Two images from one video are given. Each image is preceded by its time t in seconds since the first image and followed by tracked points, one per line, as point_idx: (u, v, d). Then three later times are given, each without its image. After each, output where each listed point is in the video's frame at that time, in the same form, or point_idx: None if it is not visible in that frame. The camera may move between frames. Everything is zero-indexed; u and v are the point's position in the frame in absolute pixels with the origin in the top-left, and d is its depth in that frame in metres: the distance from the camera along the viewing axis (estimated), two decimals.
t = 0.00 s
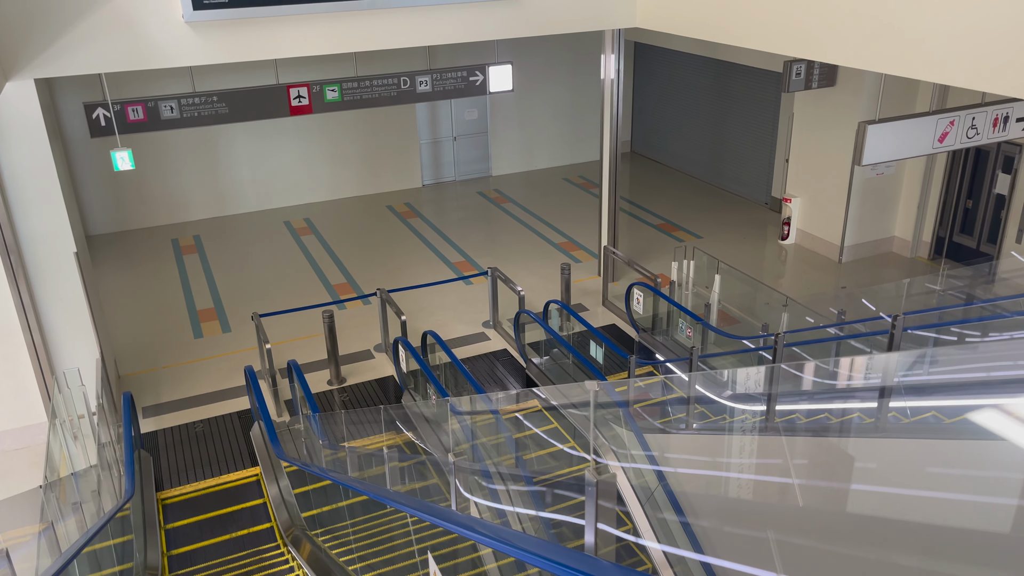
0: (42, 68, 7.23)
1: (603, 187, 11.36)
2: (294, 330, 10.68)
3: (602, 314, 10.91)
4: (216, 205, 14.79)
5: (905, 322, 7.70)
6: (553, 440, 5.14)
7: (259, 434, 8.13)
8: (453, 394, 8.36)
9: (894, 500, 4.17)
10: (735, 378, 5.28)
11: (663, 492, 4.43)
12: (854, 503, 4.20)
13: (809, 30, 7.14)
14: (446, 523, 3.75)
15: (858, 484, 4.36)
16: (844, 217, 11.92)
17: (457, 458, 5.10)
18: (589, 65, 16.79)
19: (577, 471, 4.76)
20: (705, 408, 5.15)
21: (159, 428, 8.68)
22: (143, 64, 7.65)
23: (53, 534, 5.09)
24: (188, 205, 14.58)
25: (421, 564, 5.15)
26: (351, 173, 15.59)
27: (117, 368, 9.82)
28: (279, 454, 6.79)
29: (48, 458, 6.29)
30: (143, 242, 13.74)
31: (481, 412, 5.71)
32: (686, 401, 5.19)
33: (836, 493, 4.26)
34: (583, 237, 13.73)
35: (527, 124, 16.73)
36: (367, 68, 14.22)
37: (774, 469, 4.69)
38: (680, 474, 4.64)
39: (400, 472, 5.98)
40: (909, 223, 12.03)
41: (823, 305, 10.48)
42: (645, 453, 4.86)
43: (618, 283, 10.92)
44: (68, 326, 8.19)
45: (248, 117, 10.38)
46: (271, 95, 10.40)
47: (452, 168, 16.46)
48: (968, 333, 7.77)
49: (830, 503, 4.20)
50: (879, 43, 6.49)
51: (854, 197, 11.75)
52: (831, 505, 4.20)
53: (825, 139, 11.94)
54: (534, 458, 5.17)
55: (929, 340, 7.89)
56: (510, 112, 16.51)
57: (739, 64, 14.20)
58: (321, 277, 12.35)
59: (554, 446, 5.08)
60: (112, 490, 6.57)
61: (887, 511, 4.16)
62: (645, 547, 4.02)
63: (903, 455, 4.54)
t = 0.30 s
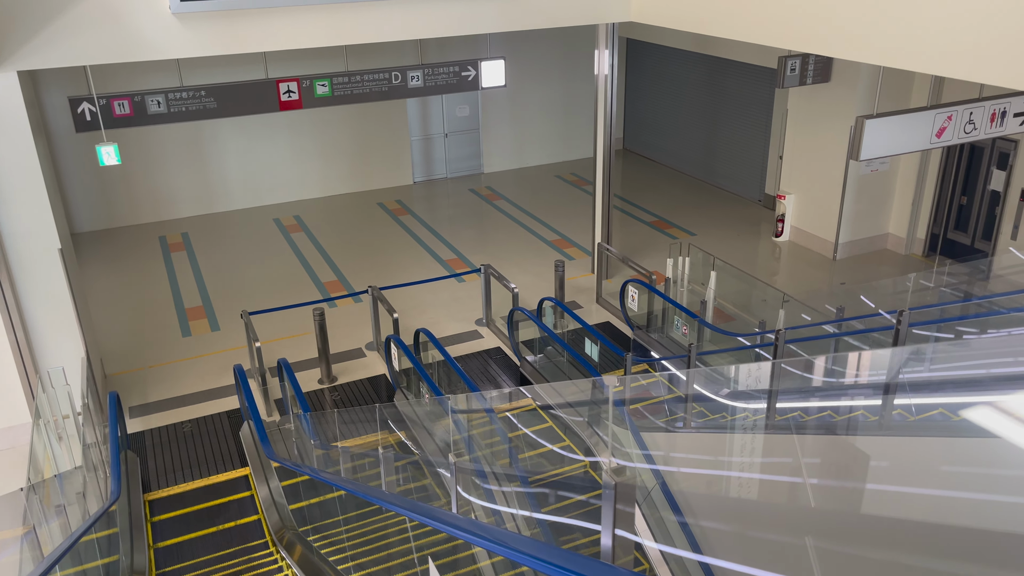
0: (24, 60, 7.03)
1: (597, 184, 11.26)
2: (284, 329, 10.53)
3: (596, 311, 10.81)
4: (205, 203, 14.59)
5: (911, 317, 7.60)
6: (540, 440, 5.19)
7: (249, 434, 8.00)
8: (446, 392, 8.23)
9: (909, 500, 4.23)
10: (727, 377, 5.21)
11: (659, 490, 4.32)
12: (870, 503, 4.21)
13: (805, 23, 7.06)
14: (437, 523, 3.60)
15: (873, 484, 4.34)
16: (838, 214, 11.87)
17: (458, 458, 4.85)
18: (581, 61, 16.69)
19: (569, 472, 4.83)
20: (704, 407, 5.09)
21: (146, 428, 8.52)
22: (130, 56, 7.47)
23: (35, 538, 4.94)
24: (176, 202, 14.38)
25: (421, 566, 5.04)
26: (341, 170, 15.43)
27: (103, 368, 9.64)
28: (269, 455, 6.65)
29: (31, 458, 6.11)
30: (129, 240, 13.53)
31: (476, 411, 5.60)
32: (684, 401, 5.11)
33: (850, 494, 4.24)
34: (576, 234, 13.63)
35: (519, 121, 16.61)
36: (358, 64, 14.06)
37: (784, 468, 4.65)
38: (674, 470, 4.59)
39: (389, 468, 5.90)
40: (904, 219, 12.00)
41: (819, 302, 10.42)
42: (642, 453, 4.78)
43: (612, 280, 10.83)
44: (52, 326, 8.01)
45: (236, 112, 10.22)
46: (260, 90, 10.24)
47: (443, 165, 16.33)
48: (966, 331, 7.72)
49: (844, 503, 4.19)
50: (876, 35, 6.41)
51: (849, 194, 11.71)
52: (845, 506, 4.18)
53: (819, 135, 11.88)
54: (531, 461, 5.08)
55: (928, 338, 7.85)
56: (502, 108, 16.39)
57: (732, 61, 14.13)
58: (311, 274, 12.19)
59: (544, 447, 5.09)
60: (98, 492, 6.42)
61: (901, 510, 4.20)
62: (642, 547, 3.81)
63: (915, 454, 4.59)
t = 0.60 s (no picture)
0: (9, 49, 6.85)
1: (595, 180, 11.15)
2: (278, 326, 10.39)
3: (594, 309, 10.70)
4: (197, 200, 14.43)
5: (921, 311, 7.40)
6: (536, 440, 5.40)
7: (242, 432, 7.84)
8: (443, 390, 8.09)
9: (924, 496, 4.07)
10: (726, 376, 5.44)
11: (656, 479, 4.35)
12: (892, 501, 4.02)
13: (807, 15, 6.96)
14: (435, 520, 3.45)
15: (896, 483, 4.20)
16: (837, 211, 11.79)
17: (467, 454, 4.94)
18: (578, 58, 16.58)
19: (568, 471, 5.03)
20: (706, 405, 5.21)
21: (138, 427, 8.37)
22: (121, 47, 7.32)
23: (21, 539, 4.80)
24: (168, 199, 14.22)
25: (425, 569, 4.88)
26: (335, 167, 15.29)
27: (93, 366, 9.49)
28: (264, 454, 6.52)
29: (18, 457, 5.96)
30: (121, 236, 13.37)
31: (474, 408, 5.79)
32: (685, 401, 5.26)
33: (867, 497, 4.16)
34: (573, 232, 13.53)
35: (515, 117, 16.49)
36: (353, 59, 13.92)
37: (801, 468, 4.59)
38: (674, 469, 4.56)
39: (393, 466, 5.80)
40: (902, 217, 11.94)
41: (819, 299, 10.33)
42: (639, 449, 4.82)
43: (610, 277, 10.73)
44: (41, 323, 7.84)
45: (230, 106, 10.07)
46: (254, 84, 10.10)
47: (438, 162, 16.21)
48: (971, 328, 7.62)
49: (866, 502, 4.03)
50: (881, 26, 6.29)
51: (848, 191, 11.63)
52: (865, 503, 4.03)
53: (818, 131, 11.80)
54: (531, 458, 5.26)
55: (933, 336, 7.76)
56: (498, 105, 16.27)
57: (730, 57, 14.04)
58: (305, 272, 12.05)
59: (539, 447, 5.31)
60: (87, 491, 6.28)
61: (912, 507, 4.03)
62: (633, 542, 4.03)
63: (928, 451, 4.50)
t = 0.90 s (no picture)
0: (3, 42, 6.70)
1: (598, 178, 11.03)
2: (277, 325, 10.26)
3: (596, 308, 10.60)
4: (195, 197, 14.30)
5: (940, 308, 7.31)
6: (538, 442, 5.56)
7: (240, 432, 7.73)
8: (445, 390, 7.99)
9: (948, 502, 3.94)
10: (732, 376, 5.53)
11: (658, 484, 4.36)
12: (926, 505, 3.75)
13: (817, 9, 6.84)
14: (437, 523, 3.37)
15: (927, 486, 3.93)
16: (842, 210, 11.69)
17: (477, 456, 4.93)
18: (579, 56, 16.45)
19: (570, 471, 5.09)
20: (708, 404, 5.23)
21: (134, 426, 8.24)
22: (117, 39, 7.19)
23: (15, 541, 4.68)
24: (166, 196, 14.08)
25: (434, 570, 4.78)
26: (335, 165, 15.16)
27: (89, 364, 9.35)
28: (263, 454, 6.38)
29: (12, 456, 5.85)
30: (118, 234, 13.24)
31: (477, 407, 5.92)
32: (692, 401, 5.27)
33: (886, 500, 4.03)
34: (575, 230, 13.42)
35: (516, 115, 16.37)
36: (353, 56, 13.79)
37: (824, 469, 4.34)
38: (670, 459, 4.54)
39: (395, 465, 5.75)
40: (907, 216, 11.84)
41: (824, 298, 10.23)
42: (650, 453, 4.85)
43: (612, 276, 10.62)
44: (36, 320, 7.70)
45: (229, 102, 9.94)
46: (253, 79, 9.97)
47: (439, 160, 16.08)
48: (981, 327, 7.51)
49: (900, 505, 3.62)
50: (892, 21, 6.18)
51: (853, 190, 11.52)
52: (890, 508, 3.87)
53: (823, 129, 11.69)
54: (534, 458, 5.41)
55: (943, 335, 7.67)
56: (498, 102, 16.14)
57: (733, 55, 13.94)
58: (305, 270, 11.92)
59: (536, 448, 5.51)
60: (83, 492, 6.16)
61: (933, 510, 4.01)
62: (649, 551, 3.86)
63: (948, 454, 4.38)
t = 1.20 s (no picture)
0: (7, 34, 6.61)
1: (606, 177, 10.91)
2: (282, 324, 10.15)
3: (604, 308, 10.48)
4: (198, 195, 14.20)
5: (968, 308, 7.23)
6: (547, 445, 5.60)
7: (245, 432, 7.60)
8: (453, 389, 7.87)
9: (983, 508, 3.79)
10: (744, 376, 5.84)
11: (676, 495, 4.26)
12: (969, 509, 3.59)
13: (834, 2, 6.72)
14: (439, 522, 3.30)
15: (973, 491, 3.71)
16: (853, 210, 11.56)
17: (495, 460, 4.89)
18: (586, 54, 16.32)
19: (580, 475, 5.18)
20: (721, 406, 5.63)
21: (137, 426, 8.13)
22: (122, 32, 7.09)
23: (14, 544, 4.56)
24: (169, 194, 13.99)
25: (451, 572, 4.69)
26: (339, 164, 15.05)
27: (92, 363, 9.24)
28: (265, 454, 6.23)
29: (12, 455, 5.74)
30: (121, 232, 13.14)
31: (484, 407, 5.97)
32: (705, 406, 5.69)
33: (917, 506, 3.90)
34: (581, 230, 13.30)
35: (523, 114, 16.25)
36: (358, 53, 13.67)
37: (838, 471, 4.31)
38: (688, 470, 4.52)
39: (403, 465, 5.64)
40: (919, 216, 11.71)
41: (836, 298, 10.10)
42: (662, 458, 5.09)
43: (620, 276, 10.50)
44: (38, 319, 7.59)
45: (233, 98, 9.83)
46: (258, 76, 9.86)
47: (444, 159, 15.97)
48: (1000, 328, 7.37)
49: (946, 511, 3.40)
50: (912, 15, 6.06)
51: (864, 189, 11.39)
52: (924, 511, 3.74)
53: (834, 128, 11.56)
54: (543, 461, 5.41)
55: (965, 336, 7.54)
56: (504, 101, 16.01)
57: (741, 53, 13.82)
58: (310, 269, 11.81)
59: (543, 451, 5.51)
60: (85, 493, 6.06)
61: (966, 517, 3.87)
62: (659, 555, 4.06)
63: (978, 457, 4.24)
